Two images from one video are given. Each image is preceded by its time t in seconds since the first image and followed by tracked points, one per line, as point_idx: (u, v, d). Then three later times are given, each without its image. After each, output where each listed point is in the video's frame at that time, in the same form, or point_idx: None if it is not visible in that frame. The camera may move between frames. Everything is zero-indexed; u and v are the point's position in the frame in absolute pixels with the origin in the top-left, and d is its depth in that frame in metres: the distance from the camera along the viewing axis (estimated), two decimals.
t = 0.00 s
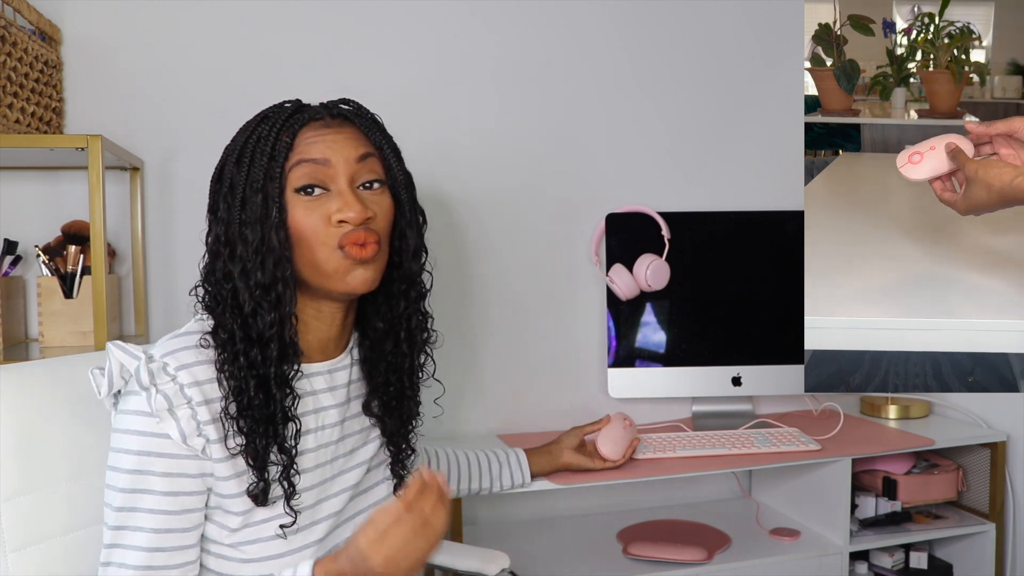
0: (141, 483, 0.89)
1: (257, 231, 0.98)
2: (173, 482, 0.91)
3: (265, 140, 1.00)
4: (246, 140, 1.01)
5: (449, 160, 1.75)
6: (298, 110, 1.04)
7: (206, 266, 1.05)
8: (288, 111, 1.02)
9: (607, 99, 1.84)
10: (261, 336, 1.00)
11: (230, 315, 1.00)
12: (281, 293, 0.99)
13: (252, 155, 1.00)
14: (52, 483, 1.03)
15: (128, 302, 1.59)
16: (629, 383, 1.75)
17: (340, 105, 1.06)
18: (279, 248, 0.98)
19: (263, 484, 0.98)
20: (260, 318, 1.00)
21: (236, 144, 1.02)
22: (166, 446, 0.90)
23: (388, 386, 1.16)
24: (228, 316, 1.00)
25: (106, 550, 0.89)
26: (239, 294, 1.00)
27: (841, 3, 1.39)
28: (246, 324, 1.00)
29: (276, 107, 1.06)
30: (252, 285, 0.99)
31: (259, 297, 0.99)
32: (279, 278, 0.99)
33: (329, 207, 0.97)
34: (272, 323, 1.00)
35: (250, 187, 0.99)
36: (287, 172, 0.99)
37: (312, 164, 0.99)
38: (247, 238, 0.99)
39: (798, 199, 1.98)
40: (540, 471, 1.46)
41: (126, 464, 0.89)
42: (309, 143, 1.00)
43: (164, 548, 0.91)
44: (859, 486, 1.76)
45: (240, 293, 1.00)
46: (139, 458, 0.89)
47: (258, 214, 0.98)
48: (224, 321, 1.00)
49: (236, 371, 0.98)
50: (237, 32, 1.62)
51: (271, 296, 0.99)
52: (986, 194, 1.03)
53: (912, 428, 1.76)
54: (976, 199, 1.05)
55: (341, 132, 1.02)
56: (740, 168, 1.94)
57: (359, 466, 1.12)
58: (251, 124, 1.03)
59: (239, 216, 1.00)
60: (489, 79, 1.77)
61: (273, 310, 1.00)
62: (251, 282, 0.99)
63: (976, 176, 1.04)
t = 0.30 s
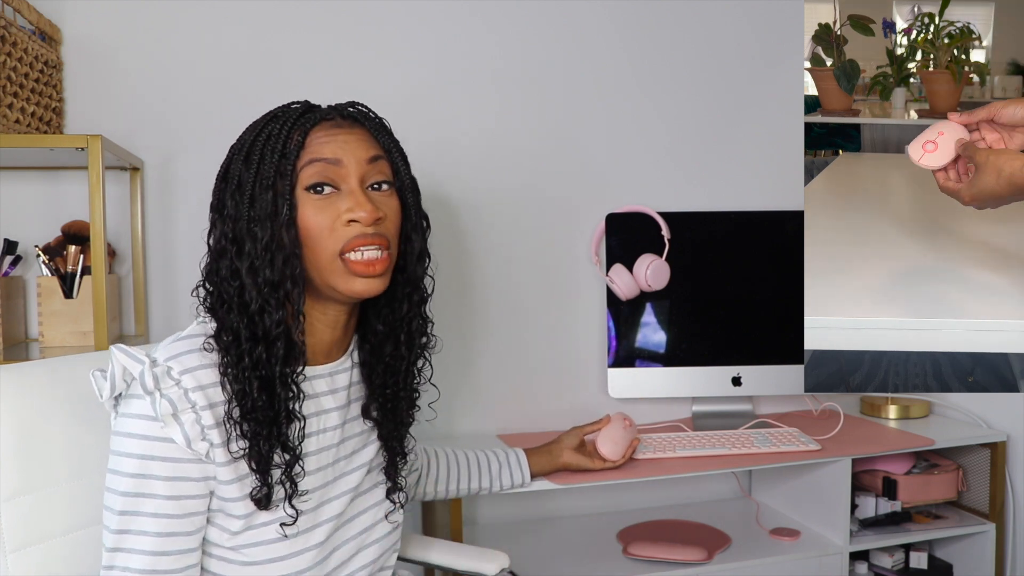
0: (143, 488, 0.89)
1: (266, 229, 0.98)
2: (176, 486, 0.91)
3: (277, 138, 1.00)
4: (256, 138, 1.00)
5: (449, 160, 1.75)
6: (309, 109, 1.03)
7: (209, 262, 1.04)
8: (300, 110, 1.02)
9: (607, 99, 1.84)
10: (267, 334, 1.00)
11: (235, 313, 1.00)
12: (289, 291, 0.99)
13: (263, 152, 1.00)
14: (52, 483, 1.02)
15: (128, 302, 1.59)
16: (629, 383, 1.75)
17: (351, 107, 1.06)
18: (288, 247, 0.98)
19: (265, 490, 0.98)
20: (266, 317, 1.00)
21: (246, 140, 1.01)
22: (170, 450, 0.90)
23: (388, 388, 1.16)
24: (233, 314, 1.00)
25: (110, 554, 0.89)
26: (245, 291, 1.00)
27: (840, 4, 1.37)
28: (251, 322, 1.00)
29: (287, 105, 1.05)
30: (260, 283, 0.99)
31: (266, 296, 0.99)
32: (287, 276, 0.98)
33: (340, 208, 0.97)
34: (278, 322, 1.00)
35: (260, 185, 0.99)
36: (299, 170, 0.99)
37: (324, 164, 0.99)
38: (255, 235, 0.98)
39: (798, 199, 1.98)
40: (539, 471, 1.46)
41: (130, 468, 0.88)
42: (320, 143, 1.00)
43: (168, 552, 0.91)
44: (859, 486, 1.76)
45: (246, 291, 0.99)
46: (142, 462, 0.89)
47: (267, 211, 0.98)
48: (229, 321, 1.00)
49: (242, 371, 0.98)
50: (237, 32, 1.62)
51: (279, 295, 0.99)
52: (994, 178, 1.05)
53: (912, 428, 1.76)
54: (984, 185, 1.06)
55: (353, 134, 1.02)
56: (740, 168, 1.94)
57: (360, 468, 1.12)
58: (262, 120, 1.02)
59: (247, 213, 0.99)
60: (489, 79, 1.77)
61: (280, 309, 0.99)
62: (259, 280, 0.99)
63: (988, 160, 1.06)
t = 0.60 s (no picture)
0: (144, 488, 0.89)
1: (267, 224, 0.98)
2: (177, 486, 0.91)
3: (279, 133, 1.00)
4: (258, 134, 1.01)
5: (448, 160, 1.75)
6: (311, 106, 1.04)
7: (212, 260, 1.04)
8: (302, 106, 1.02)
9: (607, 99, 1.84)
10: (268, 328, 1.00)
11: (236, 309, 1.00)
12: (289, 286, 0.99)
13: (264, 148, 1.00)
14: (51, 483, 1.02)
15: (128, 302, 1.59)
16: (629, 383, 1.75)
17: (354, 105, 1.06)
18: (288, 241, 0.98)
19: (267, 489, 0.98)
20: (267, 312, 1.00)
21: (249, 137, 1.02)
22: (171, 449, 0.90)
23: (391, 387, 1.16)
24: (234, 311, 1.00)
25: (110, 554, 0.89)
26: (246, 287, 1.00)
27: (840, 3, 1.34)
28: (252, 318, 1.00)
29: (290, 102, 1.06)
30: (261, 278, 0.99)
31: (267, 291, 0.99)
32: (287, 269, 0.98)
33: (340, 201, 0.97)
34: (279, 318, 1.00)
35: (261, 180, 0.99)
36: (299, 165, 0.99)
37: (324, 158, 0.99)
38: (256, 230, 0.99)
39: (798, 199, 1.98)
40: (539, 470, 1.46)
41: (130, 468, 0.88)
42: (321, 139, 1.00)
43: (168, 552, 0.91)
44: (859, 486, 1.76)
45: (247, 286, 1.00)
46: (143, 462, 0.89)
47: (268, 205, 0.98)
48: (231, 317, 1.00)
49: (242, 367, 0.98)
50: (237, 32, 1.62)
51: (280, 289, 0.99)
52: (983, 199, 1.17)
53: (912, 428, 1.76)
54: (973, 206, 1.18)
55: (354, 130, 1.02)
56: (740, 168, 1.94)
57: (362, 469, 1.12)
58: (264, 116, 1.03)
59: (248, 209, 0.99)
60: (489, 79, 1.77)
61: (281, 304, 0.99)
62: (259, 274, 0.99)
63: (974, 181, 1.18)
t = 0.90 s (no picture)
0: (142, 483, 0.88)
1: (266, 221, 0.98)
2: (179, 483, 0.90)
3: (278, 131, 1.01)
4: (258, 133, 1.02)
5: (448, 160, 1.75)
6: (310, 105, 1.04)
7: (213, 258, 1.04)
8: (301, 105, 1.03)
9: (607, 99, 1.84)
10: (268, 326, 1.00)
11: (236, 307, 1.00)
12: (289, 282, 0.99)
13: (263, 147, 1.01)
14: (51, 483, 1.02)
15: (128, 302, 1.59)
16: (629, 383, 1.75)
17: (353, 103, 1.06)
18: (287, 239, 0.98)
19: (269, 484, 0.98)
20: (267, 310, 1.00)
21: (249, 136, 1.02)
22: (172, 445, 0.90)
23: (392, 384, 1.17)
24: (234, 308, 1.00)
25: (106, 552, 0.87)
26: (247, 284, 1.00)
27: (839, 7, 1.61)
28: (252, 314, 1.00)
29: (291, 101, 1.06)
30: (261, 276, 0.99)
31: (267, 288, 0.99)
32: (286, 266, 0.98)
33: (338, 198, 0.97)
34: (280, 316, 1.00)
35: (261, 178, 1.00)
36: (298, 163, 0.99)
37: (322, 155, 0.99)
38: (255, 228, 0.99)
39: (799, 199, 1.98)
40: (540, 470, 1.47)
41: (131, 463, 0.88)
42: (320, 136, 1.00)
43: (166, 551, 0.89)
44: (859, 486, 1.76)
45: (247, 284, 1.00)
46: (143, 457, 0.88)
47: (268, 203, 0.98)
48: (231, 314, 1.00)
49: (244, 364, 0.98)
50: (237, 32, 1.62)
51: (279, 287, 0.99)
52: (983, 196, 1.15)
53: (913, 428, 1.75)
54: (973, 203, 1.17)
55: (353, 127, 1.02)
56: (740, 168, 1.94)
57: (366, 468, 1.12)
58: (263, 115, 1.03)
59: (248, 207, 1.00)
60: (489, 79, 1.77)
61: (280, 301, 1.00)
62: (259, 272, 0.99)
63: (973, 180, 1.16)
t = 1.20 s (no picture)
0: (146, 486, 0.88)
1: (263, 232, 0.98)
2: (185, 485, 0.91)
3: (280, 139, 0.99)
4: (259, 134, 0.99)
5: (448, 160, 1.75)
6: (315, 110, 1.02)
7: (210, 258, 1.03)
8: (305, 111, 1.00)
9: (607, 99, 1.84)
10: (263, 336, 1.00)
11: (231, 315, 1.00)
12: (283, 297, 1.00)
13: (264, 155, 0.99)
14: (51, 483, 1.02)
15: (128, 302, 1.59)
16: (629, 383, 1.75)
17: (358, 109, 1.04)
18: (282, 253, 0.97)
19: (271, 483, 0.98)
20: (262, 322, 1.00)
21: (251, 139, 1.00)
22: (174, 448, 0.90)
23: (390, 388, 1.17)
24: (230, 313, 1.00)
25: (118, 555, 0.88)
26: (242, 293, 1.00)
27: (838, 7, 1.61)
28: (248, 322, 1.00)
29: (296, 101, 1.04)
30: (256, 287, 0.99)
31: (262, 301, 0.99)
32: (281, 282, 0.99)
33: (335, 221, 0.97)
34: (276, 328, 1.00)
35: (259, 186, 0.98)
36: (297, 177, 0.98)
37: (322, 171, 0.98)
38: (251, 236, 0.98)
39: (798, 199, 1.98)
40: (539, 470, 1.46)
41: (135, 468, 0.88)
42: (321, 149, 0.99)
43: (181, 550, 0.91)
44: (859, 486, 1.76)
45: (242, 294, 0.99)
46: (147, 460, 0.89)
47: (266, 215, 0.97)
48: (227, 318, 1.00)
49: (240, 369, 0.98)
50: (237, 32, 1.62)
51: (274, 300, 0.99)
52: (991, 194, 1.17)
53: (912, 428, 1.76)
54: (980, 202, 1.18)
55: (356, 142, 1.01)
56: (740, 168, 1.94)
57: (368, 463, 1.13)
58: (266, 116, 1.00)
59: (245, 214, 0.99)
60: (489, 79, 1.77)
61: (275, 314, 0.99)
62: (255, 284, 0.99)
63: (980, 178, 1.18)
